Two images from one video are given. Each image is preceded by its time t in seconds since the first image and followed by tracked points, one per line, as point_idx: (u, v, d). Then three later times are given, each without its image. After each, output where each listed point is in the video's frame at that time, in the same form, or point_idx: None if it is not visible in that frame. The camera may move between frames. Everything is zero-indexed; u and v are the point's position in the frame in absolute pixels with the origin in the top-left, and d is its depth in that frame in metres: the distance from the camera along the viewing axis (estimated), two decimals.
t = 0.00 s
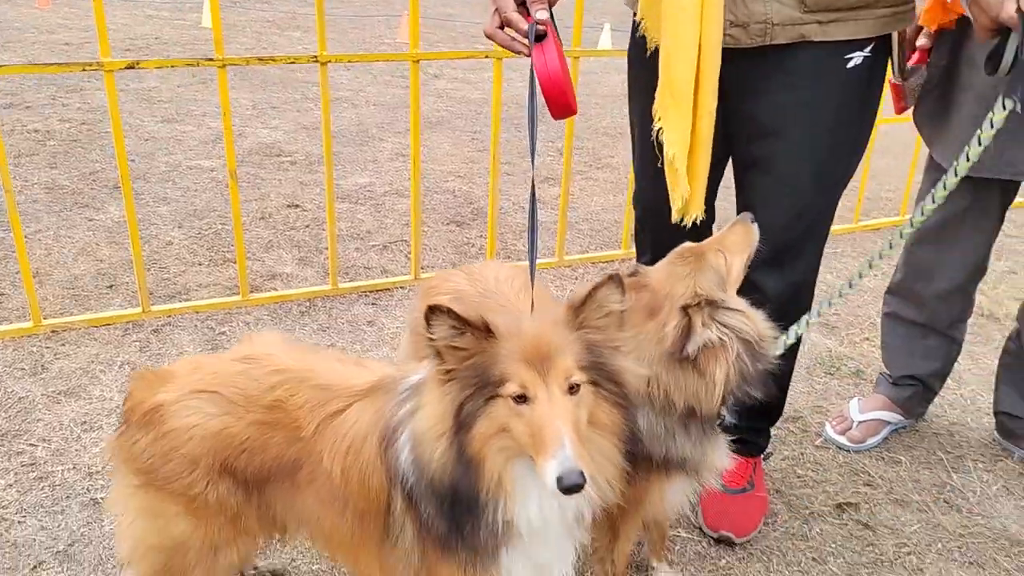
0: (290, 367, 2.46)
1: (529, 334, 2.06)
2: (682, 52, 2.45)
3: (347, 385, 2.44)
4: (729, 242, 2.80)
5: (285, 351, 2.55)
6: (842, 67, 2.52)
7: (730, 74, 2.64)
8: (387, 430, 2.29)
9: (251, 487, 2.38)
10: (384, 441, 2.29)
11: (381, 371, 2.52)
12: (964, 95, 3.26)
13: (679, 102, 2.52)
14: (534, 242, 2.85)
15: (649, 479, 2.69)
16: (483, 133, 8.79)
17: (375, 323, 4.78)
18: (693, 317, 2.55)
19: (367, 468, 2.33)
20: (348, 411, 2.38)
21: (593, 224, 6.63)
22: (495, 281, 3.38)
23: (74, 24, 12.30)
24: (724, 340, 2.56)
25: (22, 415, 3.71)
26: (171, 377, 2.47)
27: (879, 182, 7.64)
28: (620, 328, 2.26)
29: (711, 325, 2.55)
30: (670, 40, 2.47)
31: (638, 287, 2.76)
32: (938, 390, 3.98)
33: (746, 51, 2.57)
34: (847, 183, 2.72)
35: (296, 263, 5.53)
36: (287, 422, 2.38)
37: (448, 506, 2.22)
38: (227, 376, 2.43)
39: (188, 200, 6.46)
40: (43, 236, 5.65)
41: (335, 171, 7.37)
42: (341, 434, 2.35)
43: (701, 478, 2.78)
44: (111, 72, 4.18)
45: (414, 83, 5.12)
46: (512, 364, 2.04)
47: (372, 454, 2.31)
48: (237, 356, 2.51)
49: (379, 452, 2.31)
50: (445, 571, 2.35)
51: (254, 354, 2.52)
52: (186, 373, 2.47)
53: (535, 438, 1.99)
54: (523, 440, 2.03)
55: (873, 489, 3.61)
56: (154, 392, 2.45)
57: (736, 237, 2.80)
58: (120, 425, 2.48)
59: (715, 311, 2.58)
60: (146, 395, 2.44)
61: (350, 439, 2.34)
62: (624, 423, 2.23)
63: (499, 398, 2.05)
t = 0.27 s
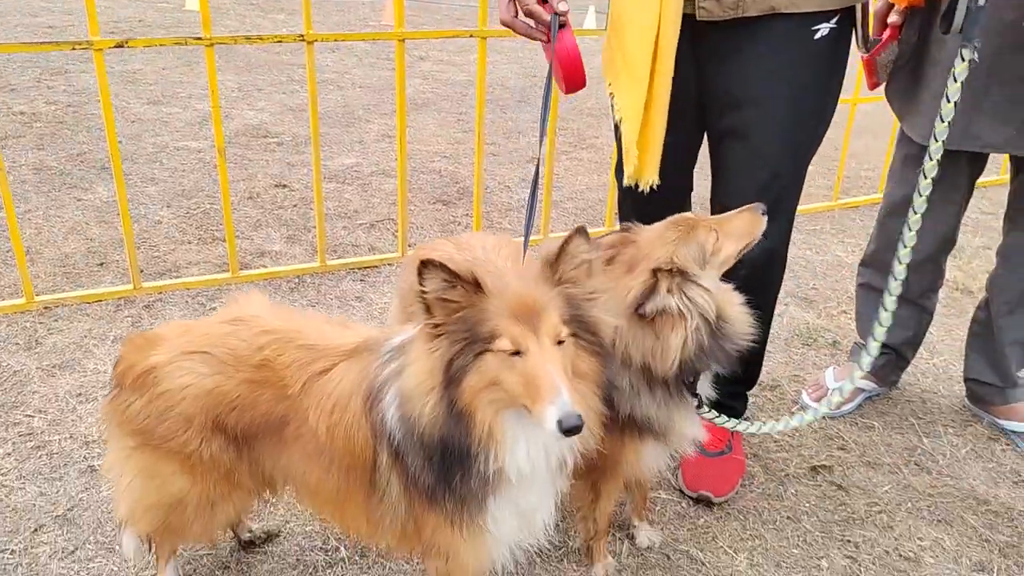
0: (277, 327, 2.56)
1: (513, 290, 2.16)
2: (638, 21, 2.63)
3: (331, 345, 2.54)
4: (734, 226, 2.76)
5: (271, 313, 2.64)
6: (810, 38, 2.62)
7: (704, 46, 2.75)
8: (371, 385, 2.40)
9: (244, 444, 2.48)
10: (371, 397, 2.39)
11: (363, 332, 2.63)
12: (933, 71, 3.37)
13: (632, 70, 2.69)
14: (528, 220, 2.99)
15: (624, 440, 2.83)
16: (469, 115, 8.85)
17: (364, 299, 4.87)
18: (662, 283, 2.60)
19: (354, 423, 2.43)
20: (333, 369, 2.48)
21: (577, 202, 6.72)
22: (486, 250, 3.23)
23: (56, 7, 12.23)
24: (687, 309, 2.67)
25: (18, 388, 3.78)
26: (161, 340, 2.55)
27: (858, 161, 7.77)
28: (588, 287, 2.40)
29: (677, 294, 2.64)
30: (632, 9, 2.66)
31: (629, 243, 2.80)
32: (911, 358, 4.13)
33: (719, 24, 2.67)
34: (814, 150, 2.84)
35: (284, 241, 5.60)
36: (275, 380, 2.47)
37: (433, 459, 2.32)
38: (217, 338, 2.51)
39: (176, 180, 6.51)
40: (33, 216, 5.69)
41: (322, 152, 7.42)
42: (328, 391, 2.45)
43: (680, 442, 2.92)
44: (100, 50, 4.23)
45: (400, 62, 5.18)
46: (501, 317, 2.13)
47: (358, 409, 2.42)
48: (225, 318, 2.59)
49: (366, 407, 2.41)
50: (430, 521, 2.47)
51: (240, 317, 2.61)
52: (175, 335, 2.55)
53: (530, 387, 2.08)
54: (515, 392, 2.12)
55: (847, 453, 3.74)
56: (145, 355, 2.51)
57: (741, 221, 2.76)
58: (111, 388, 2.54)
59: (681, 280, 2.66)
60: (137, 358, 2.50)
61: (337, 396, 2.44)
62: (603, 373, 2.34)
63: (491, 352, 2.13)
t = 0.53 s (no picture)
0: (263, 294, 2.59)
1: (529, 257, 2.24)
2: None
3: (312, 313, 2.57)
4: (722, 209, 2.79)
5: (258, 280, 2.68)
6: (786, 15, 2.71)
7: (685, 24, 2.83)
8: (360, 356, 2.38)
9: (227, 405, 2.53)
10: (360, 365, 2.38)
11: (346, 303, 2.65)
12: (912, 51, 3.47)
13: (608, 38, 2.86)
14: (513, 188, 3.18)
15: (607, 406, 2.91)
16: (459, 100, 8.91)
17: (356, 278, 4.95)
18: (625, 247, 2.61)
19: (335, 392, 2.46)
20: (315, 338, 2.51)
21: (566, 185, 6.80)
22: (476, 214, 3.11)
23: None
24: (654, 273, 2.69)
25: (17, 363, 3.85)
26: (153, 302, 2.61)
27: (844, 144, 7.86)
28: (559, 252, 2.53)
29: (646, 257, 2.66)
30: None
31: (615, 212, 2.91)
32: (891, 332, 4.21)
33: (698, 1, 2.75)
34: (793, 123, 2.93)
35: (276, 222, 5.66)
36: (256, 346, 2.50)
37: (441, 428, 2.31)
38: (204, 301, 2.55)
39: (168, 163, 6.56)
40: (27, 198, 5.74)
41: (313, 136, 7.48)
42: (309, 360, 2.48)
43: (662, 411, 2.98)
44: (94, 32, 4.28)
45: (391, 45, 5.24)
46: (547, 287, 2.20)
47: (340, 377, 2.45)
48: (214, 282, 2.64)
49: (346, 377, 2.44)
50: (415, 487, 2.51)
51: (229, 282, 2.65)
52: (166, 297, 2.60)
53: (589, 342, 2.24)
54: (570, 352, 2.24)
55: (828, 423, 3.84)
56: (137, 315, 2.58)
57: (730, 207, 2.79)
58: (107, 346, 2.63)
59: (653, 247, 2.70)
60: (128, 317, 2.58)
61: (317, 365, 2.47)
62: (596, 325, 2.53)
63: (541, 321, 2.19)
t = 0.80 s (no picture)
0: (256, 267, 2.67)
1: (520, 224, 2.30)
2: None
3: (305, 287, 2.64)
4: (698, 254, 2.84)
5: (252, 253, 2.75)
6: None
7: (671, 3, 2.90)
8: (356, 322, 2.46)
9: (221, 373, 2.60)
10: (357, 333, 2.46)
11: (337, 275, 2.73)
12: (896, 33, 3.55)
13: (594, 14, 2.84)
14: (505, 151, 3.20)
15: (589, 378, 2.99)
16: (451, 87, 8.97)
17: (350, 259, 5.02)
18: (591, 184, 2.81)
19: (328, 361, 2.53)
20: (308, 309, 2.58)
21: (558, 171, 6.88)
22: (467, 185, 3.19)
23: None
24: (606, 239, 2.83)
25: (18, 339, 3.93)
26: (149, 270, 2.68)
27: (833, 131, 7.95)
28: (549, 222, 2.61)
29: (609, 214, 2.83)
30: None
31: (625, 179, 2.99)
32: (875, 310, 4.30)
33: None
34: (776, 100, 3.02)
35: (271, 206, 5.73)
36: (250, 317, 2.57)
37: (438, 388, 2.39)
38: (199, 271, 2.63)
39: (164, 148, 6.61)
40: (24, 181, 5.80)
41: (308, 122, 7.54)
42: (302, 330, 2.55)
43: (643, 385, 3.05)
44: (92, 15, 4.33)
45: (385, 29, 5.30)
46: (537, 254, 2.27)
47: (335, 346, 2.51)
48: (209, 254, 2.71)
49: (339, 346, 2.51)
50: (407, 454, 2.57)
51: (223, 254, 2.72)
52: (161, 267, 2.67)
53: (576, 310, 2.32)
54: (557, 316, 2.32)
55: (812, 397, 3.94)
56: (133, 283, 2.65)
57: (707, 258, 2.85)
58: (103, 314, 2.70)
59: (626, 218, 2.84)
60: (126, 285, 2.65)
61: (311, 335, 2.54)
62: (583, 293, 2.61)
63: (530, 288, 2.27)
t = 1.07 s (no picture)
0: (264, 252, 2.72)
1: (523, 206, 2.35)
2: None
3: (314, 270, 2.70)
4: (694, 266, 2.79)
5: (260, 239, 2.80)
6: None
7: None
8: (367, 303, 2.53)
9: (232, 356, 2.65)
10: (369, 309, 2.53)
11: (344, 259, 2.78)
12: (893, 20, 3.60)
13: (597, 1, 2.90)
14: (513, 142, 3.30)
15: (588, 362, 3.04)
16: (450, 79, 9.00)
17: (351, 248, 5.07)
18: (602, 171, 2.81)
19: (338, 342, 2.59)
20: (318, 292, 2.64)
21: (557, 161, 6.93)
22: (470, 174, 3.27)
23: None
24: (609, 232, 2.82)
25: (26, 325, 3.98)
26: (159, 257, 2.73)
27: (829, 122, 8.01)
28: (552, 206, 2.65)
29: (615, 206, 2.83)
30: None
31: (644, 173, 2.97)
32: (870, 297, 4.38)
33: None
34: (776, 89, 3.08)
35: (273, 195, 5.78)
36: (261, 301, 2.63)
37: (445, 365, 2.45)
38: (209, 256, 2.68)
39: (166, 138, 6.65)
40: (28, 171, 5.84)
41: (307, 113, 7.58)
42: (312, 313, 2.61)
43: (641, 369, 3.09)
44: (95, 5, 4.37)
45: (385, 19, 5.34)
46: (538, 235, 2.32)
47: (346, 328, 2.57)
48: (218, 240, 2.76)
49: (349, 327, 2.57)
50: (417, 432, 2.64)
51: (231, 239, 2.77)
52: (171, 253, 2.73)
53: (577, 291, 2.36)
54: (557, 298, 2.37)
55: (808, 381, 4.00)
56: (143, 269, 2.70)
57: (703, 272, 2.79)
58: (114, 299, 2.75)
59: (632, 215, 2.82)
60: (136, 271, 2.70)
61: (321, 318, 2.60)
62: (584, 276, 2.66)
63: (530, 267, 2.32)
